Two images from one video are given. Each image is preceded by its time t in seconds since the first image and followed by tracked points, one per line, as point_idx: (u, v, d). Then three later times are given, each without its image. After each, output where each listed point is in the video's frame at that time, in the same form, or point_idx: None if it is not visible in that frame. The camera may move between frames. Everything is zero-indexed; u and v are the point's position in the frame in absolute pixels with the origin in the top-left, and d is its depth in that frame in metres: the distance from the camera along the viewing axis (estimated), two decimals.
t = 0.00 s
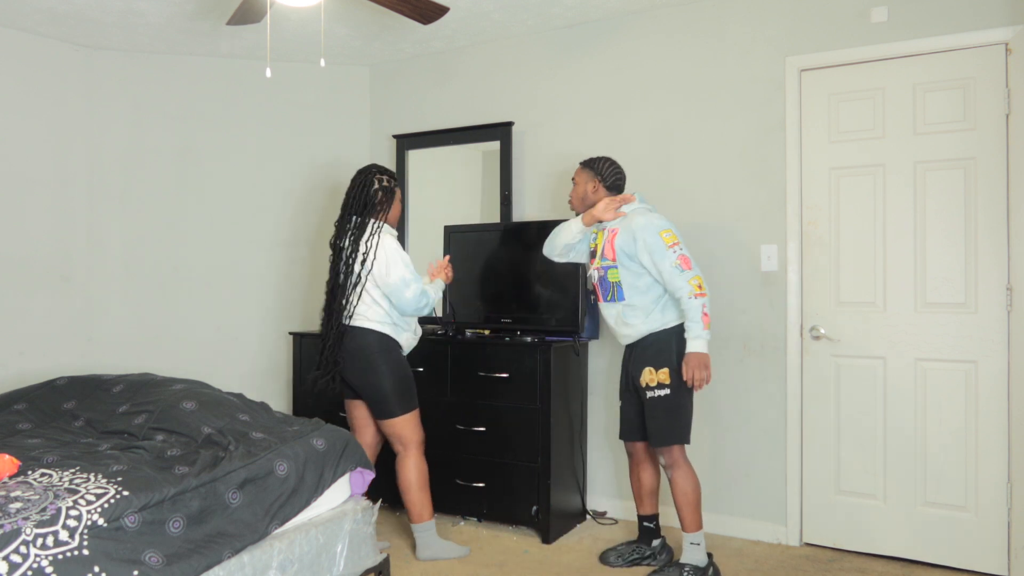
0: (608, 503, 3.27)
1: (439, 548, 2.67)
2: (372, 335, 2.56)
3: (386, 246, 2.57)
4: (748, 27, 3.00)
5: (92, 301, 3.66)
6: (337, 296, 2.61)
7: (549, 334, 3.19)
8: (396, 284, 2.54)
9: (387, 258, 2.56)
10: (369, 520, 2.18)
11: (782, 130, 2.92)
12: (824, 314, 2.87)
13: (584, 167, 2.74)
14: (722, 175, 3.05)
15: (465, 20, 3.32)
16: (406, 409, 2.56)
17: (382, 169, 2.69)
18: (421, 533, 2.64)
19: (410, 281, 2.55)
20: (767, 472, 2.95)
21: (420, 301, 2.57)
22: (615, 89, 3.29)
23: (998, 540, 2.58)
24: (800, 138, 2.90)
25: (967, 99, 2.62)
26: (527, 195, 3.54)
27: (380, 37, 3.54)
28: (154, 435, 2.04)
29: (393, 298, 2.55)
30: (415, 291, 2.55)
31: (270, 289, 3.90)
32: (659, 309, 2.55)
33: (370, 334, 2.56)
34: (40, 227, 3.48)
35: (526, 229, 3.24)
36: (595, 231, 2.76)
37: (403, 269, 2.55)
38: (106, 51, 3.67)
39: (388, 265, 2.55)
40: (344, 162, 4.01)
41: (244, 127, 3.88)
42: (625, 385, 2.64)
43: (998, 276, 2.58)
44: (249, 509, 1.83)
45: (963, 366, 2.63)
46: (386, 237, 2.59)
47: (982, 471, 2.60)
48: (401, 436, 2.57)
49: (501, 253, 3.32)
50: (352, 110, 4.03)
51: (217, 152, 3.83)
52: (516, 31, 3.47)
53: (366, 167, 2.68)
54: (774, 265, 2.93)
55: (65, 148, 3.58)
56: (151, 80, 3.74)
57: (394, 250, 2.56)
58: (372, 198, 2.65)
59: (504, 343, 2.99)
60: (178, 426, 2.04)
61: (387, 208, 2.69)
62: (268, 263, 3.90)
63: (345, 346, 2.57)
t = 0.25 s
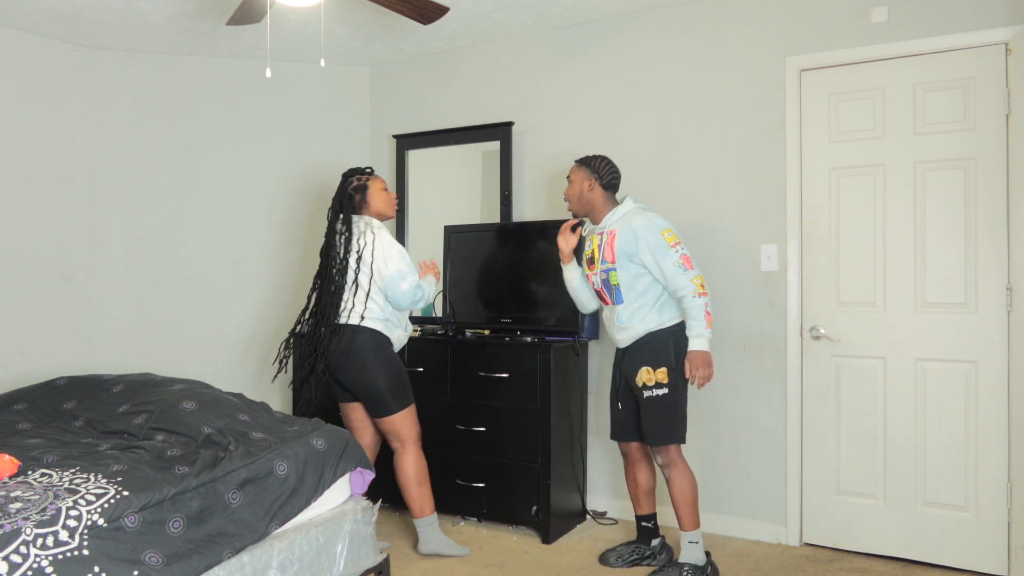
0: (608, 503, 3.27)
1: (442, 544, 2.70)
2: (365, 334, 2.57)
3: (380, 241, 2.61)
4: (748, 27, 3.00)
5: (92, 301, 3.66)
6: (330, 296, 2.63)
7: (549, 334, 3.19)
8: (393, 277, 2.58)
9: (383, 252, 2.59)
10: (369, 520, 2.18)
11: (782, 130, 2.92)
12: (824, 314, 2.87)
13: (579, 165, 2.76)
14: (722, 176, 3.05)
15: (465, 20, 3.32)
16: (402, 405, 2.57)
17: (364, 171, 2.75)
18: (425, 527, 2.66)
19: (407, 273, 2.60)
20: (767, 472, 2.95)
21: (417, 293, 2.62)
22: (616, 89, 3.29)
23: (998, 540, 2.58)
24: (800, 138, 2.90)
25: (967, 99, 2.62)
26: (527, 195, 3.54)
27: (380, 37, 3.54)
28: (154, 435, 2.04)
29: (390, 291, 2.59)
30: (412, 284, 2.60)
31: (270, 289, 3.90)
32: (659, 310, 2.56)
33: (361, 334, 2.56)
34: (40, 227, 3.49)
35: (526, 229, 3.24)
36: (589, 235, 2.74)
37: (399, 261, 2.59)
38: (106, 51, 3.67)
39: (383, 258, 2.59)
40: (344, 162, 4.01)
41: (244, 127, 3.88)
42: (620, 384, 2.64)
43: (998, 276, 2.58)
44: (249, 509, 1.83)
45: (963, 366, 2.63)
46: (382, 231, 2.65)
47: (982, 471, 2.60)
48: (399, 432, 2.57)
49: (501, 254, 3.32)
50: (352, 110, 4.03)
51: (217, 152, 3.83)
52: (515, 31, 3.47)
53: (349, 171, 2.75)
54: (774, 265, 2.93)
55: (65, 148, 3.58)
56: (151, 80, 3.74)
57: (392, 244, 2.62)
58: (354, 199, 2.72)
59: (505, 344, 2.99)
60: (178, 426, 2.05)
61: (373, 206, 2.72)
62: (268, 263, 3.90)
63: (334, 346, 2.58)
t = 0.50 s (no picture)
0: (608, 503, 3.27)
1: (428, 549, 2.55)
2: (348, 333, 2.56)
3: (355, 241, 2.56)
4: (748, 27, 3.00)
5: (92, 301, 3.66)
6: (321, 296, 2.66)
7: (549, 334, 3.19)
8: (367, 274, 2.52)
9: (357, 251, 2.54)
10: (369, 520, 2.18)
11: (783, 130, 2.92)
12: (824, 314, 2.87)
13: (591, 160, 2.77)
14: (723, 176, 3.05)
15: (465, 20, 3.32)
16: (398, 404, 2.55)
17: (356, 170, 2.73)
18: (411, 535, 2.53)
19: (381, 271, 2.52)
20: (767, 472, 2.95)
21: (394, 290, 2.51)
22: (616, 89, 3.29)
23: (998, 539, 2.58)
24: (800, 138, 2.90)
25: (967, 99, 2.62)
26: (527, 195, 3.54)
27: (380, 37, 3.54)
28: (154, 435, 2.04)
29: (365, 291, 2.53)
30: (386, 281, 2.51)
31: (270, 289, 3.90)
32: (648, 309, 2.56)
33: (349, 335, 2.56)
34: (40, 227, 3.49)
35: (527, 229, 3.24)
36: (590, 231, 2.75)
37: (371, 261, 2.52)
38: (107, 51, 3.67)
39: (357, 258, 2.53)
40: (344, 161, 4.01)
41: (244, 127, 3.88)
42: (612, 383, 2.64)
43: (998, 276, 2.58)
44: (249, 509, 1.83)
45: (963, 366, 2.63)
46: (358, 229, 2.59)
47: (982, 471, 2.60)
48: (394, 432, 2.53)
49: (501, 254, 3.32)
50: (352, 110, 4.03)
51: (217, 152, 3.83)
52: (516, 31, 3.47)
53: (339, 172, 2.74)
54: (774, 265, 2.93)
55: (66, 148, 3.58)
56: (151, 80, 3.74)
57: (366, 242, 2.56)
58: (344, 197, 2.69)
59: (505, 344, 2.99)
60: (178, 426, 2.05)
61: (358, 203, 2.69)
62: (268, 263, 3.90)
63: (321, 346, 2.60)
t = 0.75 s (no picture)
0: (608, 503, 3.26)
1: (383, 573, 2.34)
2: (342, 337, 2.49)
3: (350, 242, 2.47)
4: (748, 27, 3.00)
5: (92, 301, 3.66)
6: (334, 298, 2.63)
7: (549, 334, 3.19)
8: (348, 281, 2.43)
9: (350, 254, 2.45)
10: (369, 520, 2.18)
11: (782, 130, 2.92)
12: (824, 314, 2.87)
13: (606, 154, 2.74)
14: (723, 176, 3.05)
15: (465, 20, 3.32)
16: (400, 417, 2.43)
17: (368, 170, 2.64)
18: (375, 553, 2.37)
19: (359, 280, 2.41)
20: (767, 472, 2.95)
21: (354, 301, 2.39)
22: (616, 89, 3.29)
23: (998, 539, 2.58)
24: (800, 139, 2.90)
25: (967, 99, 2.62)
26: (527, 195, 3.54)
27: (380, 37, 3.54)
28: (154, 435, 2.04)
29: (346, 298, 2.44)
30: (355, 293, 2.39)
31: (270, 289, 3.90)
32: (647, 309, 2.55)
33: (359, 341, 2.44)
34: (40, 227, 3.48)
35: (527, 229, 3.24)
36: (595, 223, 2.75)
37: (354, 268, 2.42)
38: (107, 51, 3.67)
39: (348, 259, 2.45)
40: (344, 162, 4.01)
41: (244, 127, 3.88)
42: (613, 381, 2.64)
43: (998, 276, 2.58)
44: (249, 509, 1.83)
45: (963, 366, 2.63)
46: (355, 232, 2.51)
47: (982, 471, 2.60)
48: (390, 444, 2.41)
49: (502, 253, 3.32)
50: (352, 110, 4.03)
51: (217, 152, 3.83)
52: (515, 31, 3.47)
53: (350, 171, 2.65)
54: (775, 265, 2.93)
55: (66, 148, 3.57)
56: (151, 80, 3.74)
57: (356, 247, 2.46)
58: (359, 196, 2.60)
59: (505, 343, 2.99)
60: (178, 426, 2.05)
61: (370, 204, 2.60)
62: (268, 263, 3.90)
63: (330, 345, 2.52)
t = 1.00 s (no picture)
0: (608, 503, 3.26)
1: None
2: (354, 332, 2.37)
3: (372, 237, 2.31)
4: (748, 28, 3.00)
5: (92, 301, 3.66)
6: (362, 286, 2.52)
7: (549, 334, 3.19)
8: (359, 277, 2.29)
9: (371, 248, 2.28)
10: (369, 520, 2.18)
11: (782, 130, 2.92)
12: (824, 314, 2.87)
13: (612, 151, 2.72)
14: (723, 176, 3.05)
15: (465, 20, 3.32)
16: (409, 423, 2.27)
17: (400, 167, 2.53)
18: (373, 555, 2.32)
19: (366, 280, 2.26)
20: (767, 472, 2.95)
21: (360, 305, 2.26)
22: (616, 89, 3.29)
23: (998, 539, 2.58)
24: (800, 139, 2.90)
25: (967, 99, 2.62)
26: (527, 195, 3.53)
27: (380, 37, 3.54)
28: (154, 435, 2.04)
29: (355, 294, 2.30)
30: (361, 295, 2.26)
31: (270, 289, 3.90)
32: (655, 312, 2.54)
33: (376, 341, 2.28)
34: (40, 227, 3.48)
35: (527, 229, 3.24)
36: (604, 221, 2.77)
37: (369, 263, 2.26)
38: (107, 51, 3.67)
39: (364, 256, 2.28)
40: (345, 162, 4.02)
41: (244, 127, 3.88)
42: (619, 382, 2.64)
43: (998, 276, 2.58)
44: (249, 509, 1.83)
45: (963, 366, 2.63)
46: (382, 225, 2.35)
47: (982, 471, 2.60)
48: (394, 451, 2.27)
49: (502, 253, 3.32)
50: (352, 110, 4.03)
51: (217, 152, 3.83)
52: (515, 31, 3.47)
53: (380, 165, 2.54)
54: (775, 265, 2.93)
55: (66, 148, 3.58)
56: (151, 80, 3.74)
57: (376, 241, 2.29)
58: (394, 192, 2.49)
59: (505, 343, 2.99)
60: (178, 426, 2.05)
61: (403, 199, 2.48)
62: (268, 263, 3.90)
63: (349, 341, 2.37)
